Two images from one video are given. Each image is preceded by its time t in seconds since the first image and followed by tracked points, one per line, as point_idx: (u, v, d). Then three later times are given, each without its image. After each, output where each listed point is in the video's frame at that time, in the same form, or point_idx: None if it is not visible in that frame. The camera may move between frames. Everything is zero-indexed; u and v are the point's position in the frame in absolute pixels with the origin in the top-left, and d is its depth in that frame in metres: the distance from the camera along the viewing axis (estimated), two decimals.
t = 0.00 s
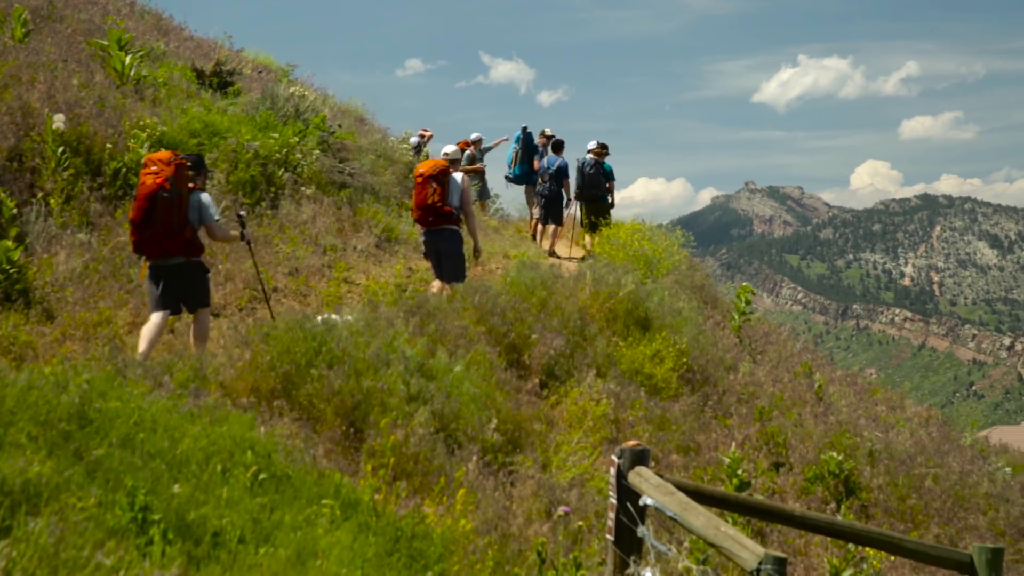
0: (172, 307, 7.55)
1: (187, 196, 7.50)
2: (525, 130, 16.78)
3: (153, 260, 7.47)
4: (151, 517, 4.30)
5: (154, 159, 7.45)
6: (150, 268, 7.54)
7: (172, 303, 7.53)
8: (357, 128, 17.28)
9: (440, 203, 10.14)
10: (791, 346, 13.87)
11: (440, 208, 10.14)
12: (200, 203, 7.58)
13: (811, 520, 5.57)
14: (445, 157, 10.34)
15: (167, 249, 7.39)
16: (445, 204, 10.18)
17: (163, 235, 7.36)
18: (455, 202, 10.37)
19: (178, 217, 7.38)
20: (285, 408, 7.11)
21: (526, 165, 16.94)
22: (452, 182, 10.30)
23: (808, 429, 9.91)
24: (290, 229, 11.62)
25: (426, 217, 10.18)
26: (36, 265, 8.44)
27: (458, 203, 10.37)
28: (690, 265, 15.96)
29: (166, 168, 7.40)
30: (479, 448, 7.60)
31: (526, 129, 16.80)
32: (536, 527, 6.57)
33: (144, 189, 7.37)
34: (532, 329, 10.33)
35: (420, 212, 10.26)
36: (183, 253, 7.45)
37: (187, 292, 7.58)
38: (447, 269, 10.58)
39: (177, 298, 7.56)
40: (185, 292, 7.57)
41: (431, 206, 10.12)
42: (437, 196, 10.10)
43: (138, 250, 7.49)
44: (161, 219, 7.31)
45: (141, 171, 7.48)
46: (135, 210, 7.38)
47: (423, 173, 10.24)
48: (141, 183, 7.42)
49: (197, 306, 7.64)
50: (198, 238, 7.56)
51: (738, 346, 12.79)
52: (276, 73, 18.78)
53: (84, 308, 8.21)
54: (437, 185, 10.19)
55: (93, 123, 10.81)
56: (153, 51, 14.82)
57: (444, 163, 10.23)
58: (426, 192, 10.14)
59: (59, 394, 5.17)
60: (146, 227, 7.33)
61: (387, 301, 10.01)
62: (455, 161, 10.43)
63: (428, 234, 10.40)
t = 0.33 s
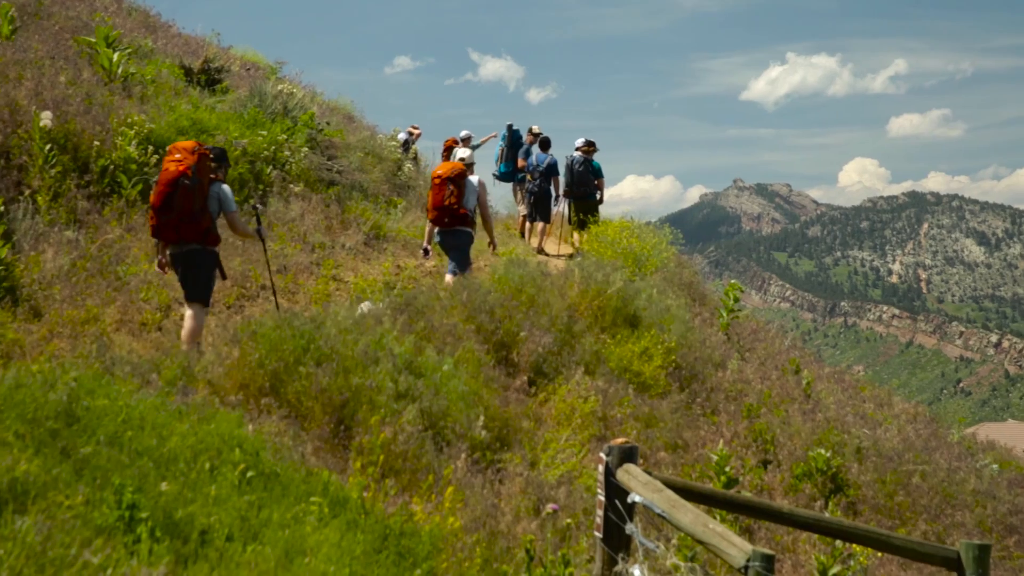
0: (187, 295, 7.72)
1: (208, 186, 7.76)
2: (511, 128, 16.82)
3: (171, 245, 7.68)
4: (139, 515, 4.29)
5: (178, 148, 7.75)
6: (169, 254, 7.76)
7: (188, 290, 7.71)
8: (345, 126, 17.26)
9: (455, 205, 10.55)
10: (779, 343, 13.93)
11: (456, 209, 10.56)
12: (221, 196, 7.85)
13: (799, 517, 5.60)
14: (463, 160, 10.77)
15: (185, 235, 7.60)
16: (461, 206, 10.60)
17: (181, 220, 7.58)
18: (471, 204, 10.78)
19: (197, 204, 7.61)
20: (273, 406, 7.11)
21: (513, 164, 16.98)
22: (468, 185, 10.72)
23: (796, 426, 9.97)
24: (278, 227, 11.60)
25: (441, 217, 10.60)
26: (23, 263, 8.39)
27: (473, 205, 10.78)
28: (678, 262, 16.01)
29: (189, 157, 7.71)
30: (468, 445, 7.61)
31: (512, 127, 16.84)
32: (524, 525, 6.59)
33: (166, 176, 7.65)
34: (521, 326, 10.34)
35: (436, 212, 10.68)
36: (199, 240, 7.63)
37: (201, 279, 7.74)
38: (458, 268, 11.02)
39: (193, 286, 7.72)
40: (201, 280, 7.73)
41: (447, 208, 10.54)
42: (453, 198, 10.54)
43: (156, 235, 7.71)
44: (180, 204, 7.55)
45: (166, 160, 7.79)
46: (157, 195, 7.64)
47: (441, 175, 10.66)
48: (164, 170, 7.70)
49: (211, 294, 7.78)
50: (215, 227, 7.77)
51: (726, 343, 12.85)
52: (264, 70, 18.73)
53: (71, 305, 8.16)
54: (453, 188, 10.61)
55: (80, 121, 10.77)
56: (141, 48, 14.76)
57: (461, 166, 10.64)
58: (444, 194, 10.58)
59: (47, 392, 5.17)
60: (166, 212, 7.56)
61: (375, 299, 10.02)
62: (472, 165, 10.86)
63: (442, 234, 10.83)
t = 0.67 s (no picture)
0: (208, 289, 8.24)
1: (223, 185, 8.17)
2: (497, 123, 16.85)
3: (190, 244, 8.15)
4: (126, 510, 4.29)
5: (191, 150, 8.11)
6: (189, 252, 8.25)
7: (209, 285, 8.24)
8: (332, 120, 17.21)
9: (467, 188, 10.81)
10: (766, 338, 14.01)
11: (468, 192, 10.82)
12: (235, 192, 8.23)
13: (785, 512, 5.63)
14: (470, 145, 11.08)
15: (203, 234, 8.07)
16: (472, 189, 10.86)
17: (199, 221, 8.03)
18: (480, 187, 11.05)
19: (212, 205, 8.04)
20: (260, 401, 7.11)
21: (499, 159, 17.01)
22: (477, 169, 11.00)
23: (782, 421, 10.04)
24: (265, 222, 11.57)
25: (454, 201, 10.81)
26: (9, 257, 8.33)
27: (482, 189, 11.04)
28: (665, 257, 16.07)
29: (202, 159, 8.07)
30: (455, 441, 7.62)
31: (499, 122, 16.87)
32: (511, 520, 6.61)
33: (182, 178, 8.03)
34: (508, 321, 10.36)
35: (447, 197, 10.88)
36: (217, 238, 8.11)
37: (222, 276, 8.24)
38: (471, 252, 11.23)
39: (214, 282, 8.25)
40: (221, 275, 8.24)
41: (460, 191, 10.78)
42: (466, 181, 10.80)
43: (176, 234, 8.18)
44: (197, 205, 7.98)
45: (180, 162, 8.17)
46: (174, 197, 8.05)
47: (451, 160, 10.92)
48: (179, 172, 8.09)
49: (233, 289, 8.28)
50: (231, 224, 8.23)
51: (713, 339, 12.91)
52: (250, 65, 18.64)
53: (57, 300, 8.10)
54: (464, 172, 10.89)
55: (66, 114, 10.70)
56: (126, 42, 14.67)
57: (470, 150, 10.96)
58: (456, 178, 10.83)
59: (33, 387, 5.15)
60: (184, 213, 8.01)
61: (363, 294, 10.01)
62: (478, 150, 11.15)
63: (454, 218, 11.04)
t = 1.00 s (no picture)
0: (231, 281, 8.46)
1: (241, 178, 8.37)
2: (494, 122, 16.84)
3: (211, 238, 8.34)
4: (121, 508, 4.28)
5: (208, 145, 8.28)
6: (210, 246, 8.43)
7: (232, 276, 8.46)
8: (327, 119, 17.21)
9: (487, 190, 11.76)
10: (761, 340, 14.04)
11: (487, 194, 11.78)
12: (253, 184, 8.50)
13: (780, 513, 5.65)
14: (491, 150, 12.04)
15: (224, 227, 8.27)
16: (491, 191, 11.82)
17: (219, 214, 8.23)
18: (500, 189, 12.01)
19: (231, 197, 8.25)
20: (255, 400, 7.11)
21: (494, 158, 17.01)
22: (496, 172, 11.95)
23: (777, 423, 10.06)
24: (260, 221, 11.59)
25: (474, 202, 11.80)
26: (4, 255, 8.29)
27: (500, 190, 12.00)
28: (661, 258, 16.09)
29: (219, 153, 8.25)
30: (450, 441, 7.62)
31: (495, 121, 16.86)
32: (506, 520, 6.62)
33: (200, 173, 8.21)
34: (503, 321, 10.36)
35: (468, 198, 11.86)
36: (238, 230, 8.32)
37: (244, 266, 8.48)
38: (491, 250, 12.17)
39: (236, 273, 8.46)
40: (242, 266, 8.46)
41: (479, 193, 11.75)
42: (485, 183, 11.74)
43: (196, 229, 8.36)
44: (217, 199, 8.17)
45: (197, 157, 8.34)
46: (193, 193, 8.23)
47: (472, 163, 11.86)
48: (197, 168, 8.26)
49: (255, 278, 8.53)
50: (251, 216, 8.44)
51: (708, 340, 12.94)
52: (246, 64, 18.61)
53: (52, 298, 8.06)
54: (484, 174, 11.82)
55: (62, 113, 10.69)
56: (122, 40, 14.64)
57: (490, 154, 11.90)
58: (476, 180, 11.77)
59: (28, 385, 5.15)
60: (203, 208, 8.18)
61: (358, 293, 10.01)
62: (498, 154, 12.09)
63: (476, 218, 12.01)
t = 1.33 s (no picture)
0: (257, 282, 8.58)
1: (265, 183, 8.42)
2: (488, 125, 16.87)
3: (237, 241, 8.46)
4: (115, 511, 4.27)
5: (234, 150, 8.37)
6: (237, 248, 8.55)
7: (258, 277, 8.58)
8: (322, 122, 17.21)
9: (507, 185, 11.80)
10: (754, 344, 14.07)
11: (507, 188, 11.81)
12: (278, 188, 8.52)
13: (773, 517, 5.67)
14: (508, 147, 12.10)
15: (248, 231, 8.36)
16: (510, 186, 11.86)
17: (244, 219, 8.32)
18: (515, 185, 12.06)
19: (255, 202, 8.30)
20: (249, 403, 7.10)
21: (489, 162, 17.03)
22: (513, 169, 12.02)
23: (770, 427, 10.08)
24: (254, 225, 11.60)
25: (495, 195, 11.78)
26: None
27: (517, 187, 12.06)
28: (655, 263, 16.13)
29: (244, 158, 8.33)
30: (444, 445, 7.62)
31: (490, 125, 16.88)
32: (500, 524, 6.63)
33: (226, 178, 8.31)
34: (497, 325, 10.36)
35: (487, 190, 11.82)
36: (262, 234, 8.40)
37: (270, 269, 8.59)
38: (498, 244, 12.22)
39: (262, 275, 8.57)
40: (268, 268, 8.56)
41: (500, 186, 11.75)
42: (507, 177, 11.77)
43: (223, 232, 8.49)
44: (241, 204, 8.25)
45: (224, 162, 8.44)
46: (219, 197, 8.34)
47: (492, 157, 11.85)
48: (223, 173, 8.36)
49: (279, 279, 8.65)
50: (275, 220, 8.49)
51: (702, 344, 12.96)
52: (240, 66, 18.60)
53: (46, 300, 8.03)
54: (504, 169, 11.85)
55: (56, 114, 10.67)
56: (117, 43, 14.62)
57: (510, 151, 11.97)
58: (498, 173, 11.77)
59: (21, 388, 5.14)
60: (228, 213, 8.29)
61: (351, 297, 10.01)
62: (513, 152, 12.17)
63: (490, 212, 12.00)
